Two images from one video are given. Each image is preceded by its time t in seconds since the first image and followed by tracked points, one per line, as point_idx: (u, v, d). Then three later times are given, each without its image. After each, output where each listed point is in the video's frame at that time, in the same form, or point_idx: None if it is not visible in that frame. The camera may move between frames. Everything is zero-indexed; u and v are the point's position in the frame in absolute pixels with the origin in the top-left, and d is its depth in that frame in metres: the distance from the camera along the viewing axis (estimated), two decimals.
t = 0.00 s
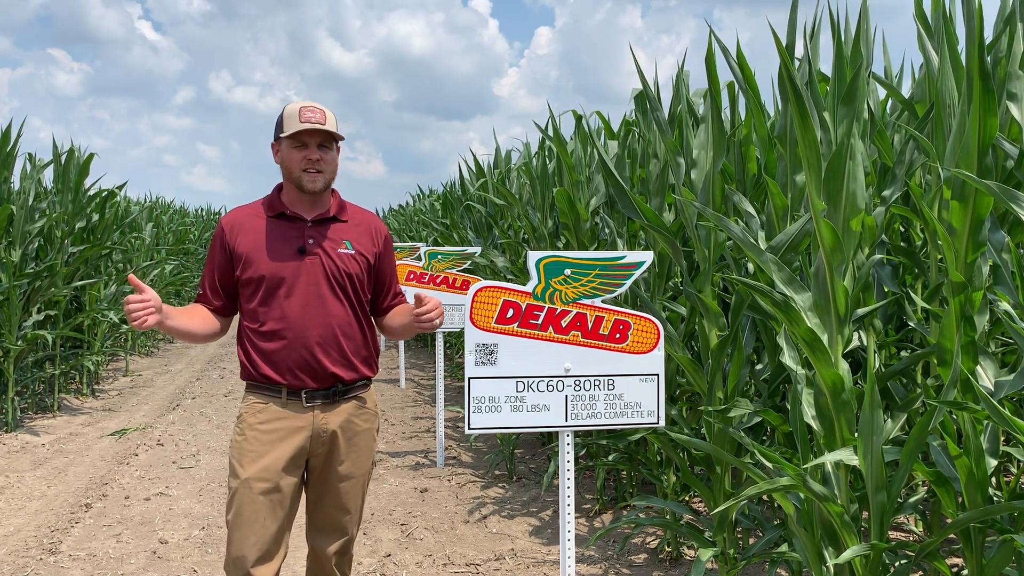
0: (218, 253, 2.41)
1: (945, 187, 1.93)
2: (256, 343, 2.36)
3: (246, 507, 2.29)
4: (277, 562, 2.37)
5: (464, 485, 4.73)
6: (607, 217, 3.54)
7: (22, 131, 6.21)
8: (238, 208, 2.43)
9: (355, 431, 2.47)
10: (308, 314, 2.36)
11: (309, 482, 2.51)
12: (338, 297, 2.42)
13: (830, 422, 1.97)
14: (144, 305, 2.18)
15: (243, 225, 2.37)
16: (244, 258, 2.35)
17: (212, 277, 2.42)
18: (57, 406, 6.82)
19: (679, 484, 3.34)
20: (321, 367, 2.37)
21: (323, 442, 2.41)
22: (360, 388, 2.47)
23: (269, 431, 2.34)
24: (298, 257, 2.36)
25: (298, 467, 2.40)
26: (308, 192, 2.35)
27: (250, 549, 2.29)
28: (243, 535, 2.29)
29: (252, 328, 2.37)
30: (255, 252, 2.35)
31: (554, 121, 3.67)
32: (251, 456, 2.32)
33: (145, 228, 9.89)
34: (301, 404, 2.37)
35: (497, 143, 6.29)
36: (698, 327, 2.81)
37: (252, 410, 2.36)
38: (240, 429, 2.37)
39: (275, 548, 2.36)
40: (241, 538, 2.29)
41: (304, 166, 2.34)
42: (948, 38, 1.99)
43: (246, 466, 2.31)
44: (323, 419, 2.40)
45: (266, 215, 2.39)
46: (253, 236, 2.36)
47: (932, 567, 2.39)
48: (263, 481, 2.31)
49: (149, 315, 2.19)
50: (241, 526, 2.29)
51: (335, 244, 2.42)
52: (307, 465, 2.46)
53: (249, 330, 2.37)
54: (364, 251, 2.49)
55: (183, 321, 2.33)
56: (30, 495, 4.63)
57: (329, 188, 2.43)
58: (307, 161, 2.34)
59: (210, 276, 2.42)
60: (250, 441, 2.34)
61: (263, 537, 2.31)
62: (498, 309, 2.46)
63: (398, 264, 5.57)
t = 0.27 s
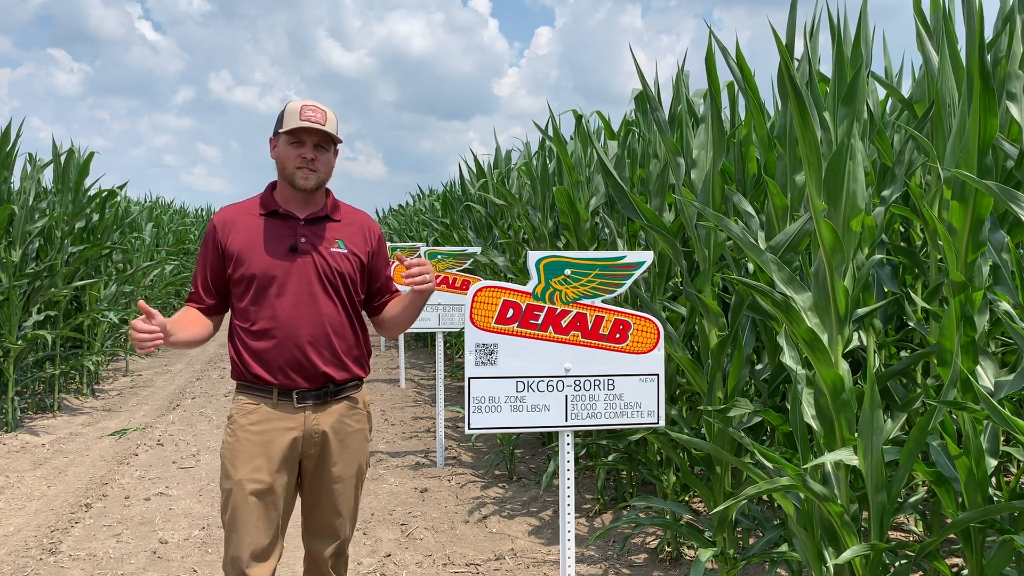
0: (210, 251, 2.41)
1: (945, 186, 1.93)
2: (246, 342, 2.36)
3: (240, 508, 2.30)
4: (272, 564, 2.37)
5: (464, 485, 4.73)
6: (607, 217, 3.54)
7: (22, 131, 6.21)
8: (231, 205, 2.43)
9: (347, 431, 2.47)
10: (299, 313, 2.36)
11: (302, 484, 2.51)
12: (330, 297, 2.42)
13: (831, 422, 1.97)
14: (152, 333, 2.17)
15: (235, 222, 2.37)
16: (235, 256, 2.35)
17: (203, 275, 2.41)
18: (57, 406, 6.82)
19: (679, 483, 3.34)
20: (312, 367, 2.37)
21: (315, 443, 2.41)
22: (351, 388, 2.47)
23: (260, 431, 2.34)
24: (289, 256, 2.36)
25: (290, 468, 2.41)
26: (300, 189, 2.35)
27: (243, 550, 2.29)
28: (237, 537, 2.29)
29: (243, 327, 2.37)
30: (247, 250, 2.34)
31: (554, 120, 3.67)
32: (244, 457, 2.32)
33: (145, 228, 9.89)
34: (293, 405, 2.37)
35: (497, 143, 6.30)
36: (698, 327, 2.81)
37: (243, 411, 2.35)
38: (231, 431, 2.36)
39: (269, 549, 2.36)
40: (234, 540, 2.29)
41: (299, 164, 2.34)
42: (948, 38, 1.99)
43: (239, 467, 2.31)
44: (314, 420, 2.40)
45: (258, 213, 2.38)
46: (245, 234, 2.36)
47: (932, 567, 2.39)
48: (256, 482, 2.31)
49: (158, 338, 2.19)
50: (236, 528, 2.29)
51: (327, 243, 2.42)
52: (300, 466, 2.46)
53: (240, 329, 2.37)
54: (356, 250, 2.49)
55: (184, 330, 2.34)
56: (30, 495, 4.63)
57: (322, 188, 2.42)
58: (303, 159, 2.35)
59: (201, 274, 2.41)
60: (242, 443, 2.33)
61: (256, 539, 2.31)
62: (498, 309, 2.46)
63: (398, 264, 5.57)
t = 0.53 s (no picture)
0: (209, 250, 2.40)
1: (945, 186, 1.93)
2: (245, 342, 2.36)
3: (239, 509, 2.30)
4: (271, 564, 2.38)
5: (464, 485, 4.73)
6: (607, 217, 3.54)
7: (22, 131, 6.21)
8: (230, 205, 2.43)
9: (346, 432, 2.46)
10: (297, 314, 2.36)
11: (301, 484, 2.51)
12: (328, 298, 2.42)
13: (831, 422, 1.97)
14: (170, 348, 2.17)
15: (234, 222, 2.36)
16: (234, 256, 2.35)
17: (203, 275, 2.41)
18: (57, 406, 6.82)
19: (679, 484, 3.34)
20: (310, 368, 2.37)
21: (313, 444, 2.41)
22: (349, 389, 2.47)
23: (259, 432, 2.34)
24: (288, 256, 2.36)
25: (289, 468, 2.41)
26: (298, 191, 2.35)
27: (241, 551, 2.30)
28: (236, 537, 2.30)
29: (242, 327, 2.37)
30: (246, 251, 2.34)
31: (554, 120, 3.67)
32: (242, 457, 2.32)
33: (146, 228, 9.89)
34: (290, 405, 2.37)
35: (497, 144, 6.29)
36: (698, 327, 2.81)
37: (241, 411, 2.35)
38: (229, 431, 2.36)
39: (268, 550, 2.37)
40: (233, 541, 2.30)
41: (298, 166, 2.34)
42: (948, 37, 1.99)
43: (237, 468, 2.31)
44: (312, 420, 2.39)
45: (258, 214, 2.38)
46: (244, 235, 2.36)
47: (932, 567, 2.39)
48: (255, 483, 2.31)
49: (179, 351, 2.19)
50: (235, 528, 2.30)
51: (327, 245, 2.42)
52: (298, 467, 2.46)
53: (238, 329, 2.37)
54: (356, 252, 2.49)
55: (192, 334, 2.33)
56: (30, 495, 4.63)
57: (322, 190, 2.42)
58: (303, 161, 2.34)
59: (200, 274, 2.41)
60: (240, 443, 2.33)
61: (254, 540, 2.32)
62: (498, 309, 2.46)
63: (398, 264, 5.57)
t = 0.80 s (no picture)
0: (217, 250, 2.40)
1: (945, 186, 1.93)
2: (253, 342, 2.36)
3: (247, 508, 2.30)
4: (276, 563, 2.37)
5: (464, 485, 4.73)
6: (607, 217, 3.54)
7: (22, 131, 6.21)
8: (239, 205, 2.43)
9: (354, 431, 2.46)
10: (306, 314, 2.36)
11: (308, 483, 2.51)
12: (336, 299, 2.42)
13: (831, 422, 1.97)
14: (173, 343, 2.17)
15: (243, 222, 2.37)
16: (243, 256, 2.35)
17: (210, 275, 2.41)
18: (57, 406, 6.83)
19: (680, 484, 3.34)
20: (317, 368, 2.37)
21: (321, 443, 2.41)
22: (357, 389, 2.47)
23: (267, 431, 2.34)
24: (297, 257, 2.36)
25: (296, 468, 2.41)
26: (308, 194, 2.35)
27: (248, 550, 2.29)
28: (243, 536, 2.29)
29: (250, 327, 2.37)
30: (254, 251, 2.34)
31: (554, 120, 3.67)
32: (250, 457, 2.32)
33: (145, 227, 9.90)
34: (298, 404, 2.37)
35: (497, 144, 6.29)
36: (698, 327, 2.81)
37: (250, 411, 2.35)
38: (238, 430, 2.36)
39: (275, 549, 2.37)
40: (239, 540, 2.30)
41: (309, 168, 2.34)
42: (947, 38, 1.99)
43: (245, 467, 2.31)
44: (321, 420, 2.40)
45: (266, 214, 2.38)
46: (253, 235, 2.36)
47: (932, 567, 2.39)
48: (262, 482, 2.31)
49: (182, 347, 2.19)
50: (243, 527, 2.30)
51: (334, 246, 2.42)
52: (306, 466, 2.46)
53: (246, 329, 2.37)
54: (363, 253, 2.49)
55: (198, 331, 2.32)
56: (30, 495, 4.63)
57: (330, 192, 2.42)
58: (314, 163, 2.34)
59: (208, 274, 2.41)
60: (249, 442, 2.33)
61: (261, 539, 2.31)
62: (498, 309, 2.46)
63: (398, 264, 5.57)
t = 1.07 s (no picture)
0: (229, 250, 2.40)
1: (945, 186, 1.92)
2: (265, 342, 2.36)
3: (257, 506, 2.29)
4: (283, 562, 2.36)
5: (464, 485, 4.73)
6: (607, 217, 3.54)
7: (21, 131, 6.21)
8: (251, 205, 2.43)
9: (364, 430, 2.47)
10: (318, 314, 2.36)
11: (316, 482, 2.51)
12: (348, 299, 2.42)
13: (831, 422, 1.97)
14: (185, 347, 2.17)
15: (255, 223, 2.36)
16: (255, 256, 2.35)
17: (222, 275, 2.41)
18: (57, 406, 6.83)
19: (680, 484, 3.34)
20: (330, 368, 2.37)
21: (332, 442, 2.41)
22: (368, 388, 2.47)
23: (279, 429, 2.34)
24: (309, 258, 2.36)
25: (306, 466, 2.40)
26: (319, 194, 2.35)
27: (256, 548, 2.27)
28: (253, 534, 2.27)
29: (262, 327, 2.37)
30: (267, 251, 2.34)
31: (554, 120, 3.67)
32: (261, 454, 2.32)
33: (145, 227, 9.89)
34: (310, 403, 2.37)
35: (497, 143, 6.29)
36: (698, 327, 2.81)
37: (262, 410, 2.36)
38: (250, 428, 2.36)
39: (283, 547, 2.35)
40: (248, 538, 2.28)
41: (320, 168, 2.34)
42: (948, 38, 1.99)
43: (256, 465, 2.30)
44: (333, 419, 2.40)
45: (279, 215, 2.38)
46: (265, 235, 2.36)
47: (931, 567, 2.39)
48: (273, 480, 2.30)
49: (197, 349, 2.20)
50: (252, 525, 2.28)
51: (346, 246, 2.42)
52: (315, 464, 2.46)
53: (259, 329, 2.37)
54: (374, 253, 2.49)
55: (211, 332, 2.32)
56: (30, 495, 4.62)
57: (341, 192, 2.42)
58: (324, 164, 2.34)
59: (220, 274, 2.41)
60: (260, 440, 2.33)
61: (270, 537, 2.30)
62: (498, 309, 2.46)
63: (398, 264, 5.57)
